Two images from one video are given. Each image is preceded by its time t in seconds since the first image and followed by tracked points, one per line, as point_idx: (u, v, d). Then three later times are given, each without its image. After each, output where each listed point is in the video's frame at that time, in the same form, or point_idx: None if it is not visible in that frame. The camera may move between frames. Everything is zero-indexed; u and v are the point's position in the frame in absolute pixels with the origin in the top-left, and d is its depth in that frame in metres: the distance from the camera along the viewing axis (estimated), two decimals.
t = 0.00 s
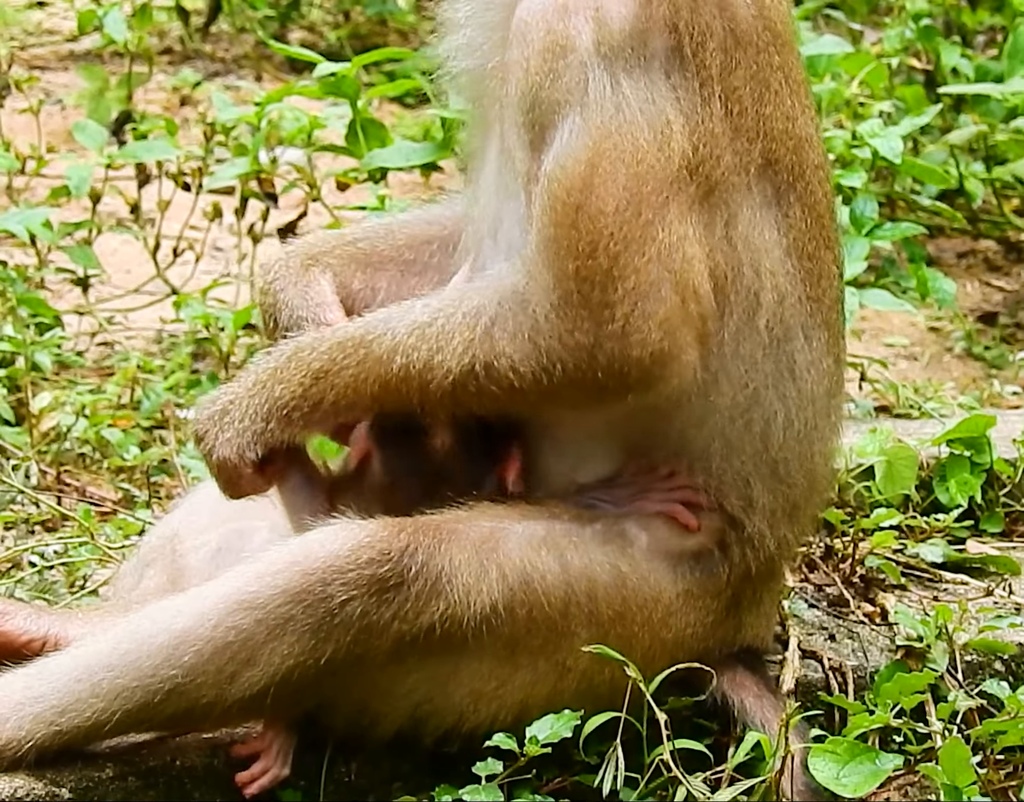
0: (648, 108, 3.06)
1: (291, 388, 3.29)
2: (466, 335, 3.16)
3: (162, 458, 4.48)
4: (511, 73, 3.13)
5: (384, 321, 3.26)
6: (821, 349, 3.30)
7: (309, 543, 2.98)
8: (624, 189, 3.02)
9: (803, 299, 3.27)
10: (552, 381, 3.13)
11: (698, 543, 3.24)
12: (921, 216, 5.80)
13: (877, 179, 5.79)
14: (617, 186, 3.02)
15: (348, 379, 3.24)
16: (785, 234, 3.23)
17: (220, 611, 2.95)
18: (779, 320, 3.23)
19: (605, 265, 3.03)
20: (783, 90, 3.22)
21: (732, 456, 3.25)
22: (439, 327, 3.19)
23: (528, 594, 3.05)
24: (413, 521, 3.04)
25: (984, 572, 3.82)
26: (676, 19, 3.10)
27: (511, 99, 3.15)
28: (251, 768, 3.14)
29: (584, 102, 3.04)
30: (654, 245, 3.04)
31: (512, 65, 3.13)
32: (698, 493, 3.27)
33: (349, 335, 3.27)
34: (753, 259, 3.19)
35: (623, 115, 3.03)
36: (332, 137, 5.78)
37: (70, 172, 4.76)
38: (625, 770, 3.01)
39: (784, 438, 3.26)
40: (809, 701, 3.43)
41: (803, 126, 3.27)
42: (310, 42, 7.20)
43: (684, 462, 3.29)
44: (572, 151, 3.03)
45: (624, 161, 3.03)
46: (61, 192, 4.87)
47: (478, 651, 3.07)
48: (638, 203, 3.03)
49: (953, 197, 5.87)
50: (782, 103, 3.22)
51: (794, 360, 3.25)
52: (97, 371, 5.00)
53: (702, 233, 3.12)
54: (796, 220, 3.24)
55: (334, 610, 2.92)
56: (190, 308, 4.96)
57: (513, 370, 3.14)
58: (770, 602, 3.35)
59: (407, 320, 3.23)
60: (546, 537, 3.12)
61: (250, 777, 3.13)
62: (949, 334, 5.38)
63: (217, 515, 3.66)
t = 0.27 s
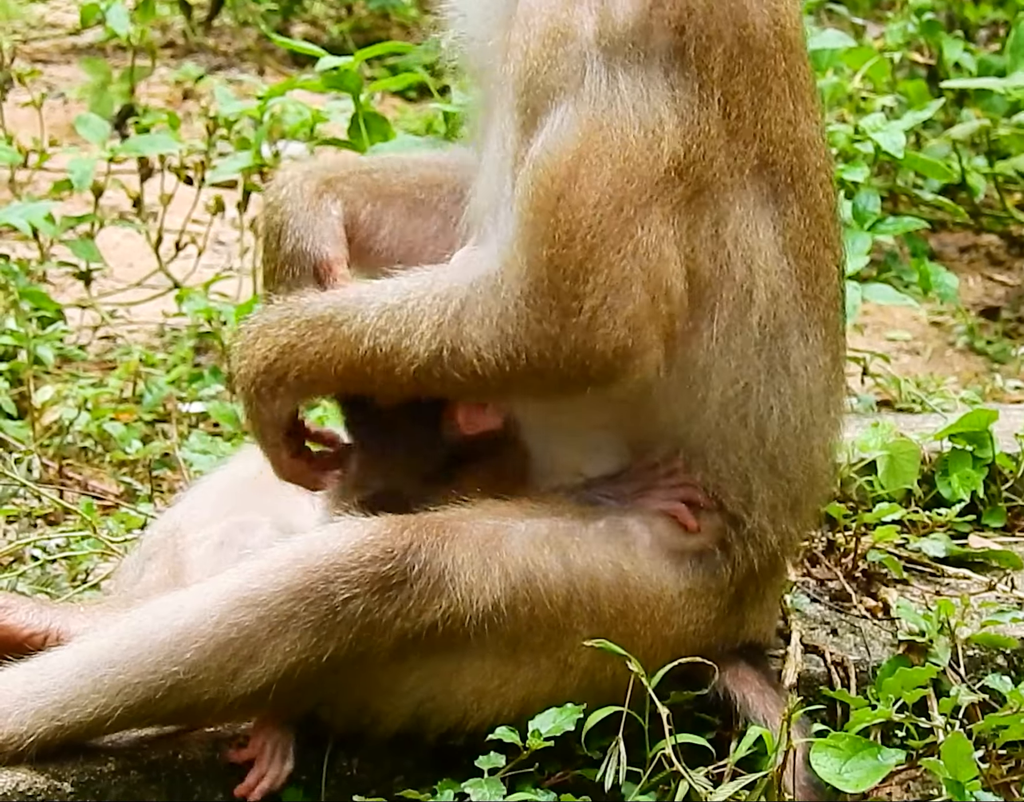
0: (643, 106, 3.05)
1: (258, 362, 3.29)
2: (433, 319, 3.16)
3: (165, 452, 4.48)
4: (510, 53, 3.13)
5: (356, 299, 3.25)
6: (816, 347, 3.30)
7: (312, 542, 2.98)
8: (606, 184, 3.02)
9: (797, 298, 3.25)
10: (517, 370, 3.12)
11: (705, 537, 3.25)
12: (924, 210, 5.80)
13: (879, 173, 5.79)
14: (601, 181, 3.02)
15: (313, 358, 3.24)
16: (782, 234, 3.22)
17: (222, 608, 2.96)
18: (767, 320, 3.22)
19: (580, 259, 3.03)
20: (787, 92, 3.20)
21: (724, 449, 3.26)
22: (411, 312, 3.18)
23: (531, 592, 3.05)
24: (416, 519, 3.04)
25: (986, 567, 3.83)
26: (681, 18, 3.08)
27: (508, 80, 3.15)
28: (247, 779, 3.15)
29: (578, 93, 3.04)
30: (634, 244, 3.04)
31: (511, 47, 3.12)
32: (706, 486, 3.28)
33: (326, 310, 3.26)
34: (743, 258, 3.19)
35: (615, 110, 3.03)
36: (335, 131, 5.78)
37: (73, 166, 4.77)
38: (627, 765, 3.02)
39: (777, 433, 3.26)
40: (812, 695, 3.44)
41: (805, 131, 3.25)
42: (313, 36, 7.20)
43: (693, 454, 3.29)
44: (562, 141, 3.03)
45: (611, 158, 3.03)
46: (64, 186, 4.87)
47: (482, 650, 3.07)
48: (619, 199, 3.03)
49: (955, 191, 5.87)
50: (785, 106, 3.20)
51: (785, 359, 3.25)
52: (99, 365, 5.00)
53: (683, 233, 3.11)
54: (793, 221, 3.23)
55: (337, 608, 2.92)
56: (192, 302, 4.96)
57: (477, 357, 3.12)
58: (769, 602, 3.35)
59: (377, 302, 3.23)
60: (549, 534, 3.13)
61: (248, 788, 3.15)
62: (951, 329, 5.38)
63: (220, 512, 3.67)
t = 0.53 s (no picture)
0: (706, 94, 3.02)
1: (327, 432, 3.28)
2: (518, 343, 3.17)
3: (167, 452, 4.48)
4: (563, 47, 3.12)
5: (425, 345, 3.24)
6: (845, 334, 3.30)
7: (313, 541, 2.99)
8: (678, 178, 2.99)
9: (833, 283, 3.27)
10: (607, 377, 3.16)
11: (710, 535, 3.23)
12: (926, 210, 5.80)
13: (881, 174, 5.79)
14: (672, 176, 2.99)
15: (390, 410, 3.22)
16: (818, 218, 3.23)
17: (224, 606, 2.96)
18: (812, 305, 3.22)
19: (657, 255, 3.02)
20: (819, 76, 3.21)
21: (733, 448, 3.21)
22: (496, 340, 3.19)
23: (530, 592, 3.06)
24: (417, 517, 3.03)
25: (988, 568, 3.83)
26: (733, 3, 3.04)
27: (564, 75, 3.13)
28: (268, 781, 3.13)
29: (644, 87, 3.02)
30: (709, 237, 3.02)
31: (564, 39, 3.12)
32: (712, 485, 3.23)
33: (389, 359, 3.26)
34: (793, 244, 3.17)
35: (683, 101, 3.01)
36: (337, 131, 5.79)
37: (75, 166, 4.77)
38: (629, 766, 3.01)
39: (802, 427, 3.23)
40: (813, 696, 3.44)
41: (831, 115, 3.26)
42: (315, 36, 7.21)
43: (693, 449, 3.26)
44: (630, 138, 3.01)
45: (683, 149, 3.00)
46: (66, 186, 4.87)
47: (481, 650, 3.07)
48: (693, 192, 3.00)
49: (958, 191, 5.86)
50: (819, 88, 3.21)
51: (823, 344, 3.25)
52: (102, 365, 4.99)
53: (753, 220, 3.09)
54: (827, 206, 3.24)
55: (338, 607, 2.92)
56: (194, 302, 4.97)
57: (567, 372, 3.16)
58: (771, 599, 3.35)
59: (449, 339, 3.23)
60: (549, 535, 3.13)
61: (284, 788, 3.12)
62: (953, 329, 5.38)
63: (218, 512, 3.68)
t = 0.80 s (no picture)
0: (731, 66, 3.11)
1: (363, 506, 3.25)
2: (556, 356, 3.13)
3: (169, 453, 4.48)
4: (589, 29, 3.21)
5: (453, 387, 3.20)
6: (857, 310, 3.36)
7: (317, 550, 2.98)
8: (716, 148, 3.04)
9: (846, 259, 3.33)
10: (648, 374, 3.12)
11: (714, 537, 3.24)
12: (928, 211, 5.80)
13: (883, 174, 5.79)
14: (710, 145, 3.04)
15: (425, 464, 3.20)
16: (829, 197, 3.29)
17: (228, 615, 2.95)
18: (834, 278, 3.26)
19: (699, 229, 3.03)
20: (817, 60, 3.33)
21: (752, 427, 3.22)
22: (533, 357, 3.15)
23: (535, 601, 3.06)
24: (422, 529, 3.03)
25: (990, 568, 3.83)
26: None
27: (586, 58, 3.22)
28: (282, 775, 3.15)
29: (675, 65, 3.10)
30: (747, 207, 3.05)
31: (591, 19, 3.21)
32: (725, 486, 3.25)
33: (418, 409, 3.23)
34: (813, 217, 3.22)
35: (711, 75, 3.09)
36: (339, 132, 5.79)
37: (77, 167, 4.77)
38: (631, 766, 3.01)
39: (823, 401, 3.26)
40: (815, 697, 3.43)
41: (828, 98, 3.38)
42: (317, 37, 7.21)
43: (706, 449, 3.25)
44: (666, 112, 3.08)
45: (717, 121, 3.06)
46: (69, 187, 4.87)
47: (486, 658, 3.07)
48: (729, 162, 3.04)
49: (959, 192, 5.86)
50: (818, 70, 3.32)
51: (843, 315, 3.29)
52: (103, 366, 4.99)
53: (782, 192, 3.13)
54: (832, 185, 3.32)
55: (342, 617, 2.92)
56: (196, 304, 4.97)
57: (608, 377, 3.11)
58: (776, 598, 3.35)
59: (478, 378, 3.19)
60: (554, 543, 3.12)
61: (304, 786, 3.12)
62: (955, 329, 5.38)
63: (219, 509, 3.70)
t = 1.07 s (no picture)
0: (692, 91, 3.07)
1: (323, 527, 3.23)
2: (534, 388, 3.16)
3: (169, 457, 4.48)
4: (548, 66, 3.13)
5: (429, 424, 3.23)
6: (837, 309, 3.35)
7: (312, 550, 2.97)
8: (680, 182, 3.03)
9: (824, 260, 3.31)
10: (626, 403, 3.14)
11: (680, 549, 3.25)
12: (928, 214, 5.80)
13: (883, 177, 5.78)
14: (676, 179, 3.03)
15: (407, 498, 3.20)
16: (804, 199, 3.27)
17: (223, 615, 2.96)
18: (811, 286, 3.25)
19: (669, 264, 3.04)
20: (783, 59, 3.29)
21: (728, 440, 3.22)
22: (512, 390, 3.17)
23: (532, 599, 3.07)
24: (418, 527, 3.03)
25: (991, 571, 3.82)
26: None
27: (549, 93, 3.15)
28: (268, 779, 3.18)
29: (636, 97, 3.05)
30: (714, 231, 3.06)
31: (548, 58, 3.13)
32: (693, 499, 3.26)
33: (397, 442, 3.24)
34: (786, 227, 3.21)
35: (674, 101, 3.05)
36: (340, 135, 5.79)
37: (77, 171, 4.77)
38: (632, 769, 3.01)
39: (802, 404, 3.25)
40: (816, 699, 3.43)
41: (798, 93, 3.35)
42: (318, 41, 7.21)
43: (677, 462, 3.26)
44: (631, 147, 3.04)
45: (681, 151, 3.04)
46: (69, 190, 4.88)
47: (482, 658, 3.06)
48: (694, 194, 3.04)
49: (960, 194, 5.86)
50: (784, 70, 3.29)
51: (821, 321, 3.28)
52: (104, 370, 4.99)
53: (750, 209, 3.13)
54: (807, 185, 3.30)
55: (338, 616, 2.91)
56: (196, 307, 4.97)
57: (588, 408, 3.14)
58: (764, 591, 3.34)
59: (456, 408, 3.22)
60: (548, 540, 3.15)
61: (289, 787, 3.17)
62: (956, 332, 5.38)
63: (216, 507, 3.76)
